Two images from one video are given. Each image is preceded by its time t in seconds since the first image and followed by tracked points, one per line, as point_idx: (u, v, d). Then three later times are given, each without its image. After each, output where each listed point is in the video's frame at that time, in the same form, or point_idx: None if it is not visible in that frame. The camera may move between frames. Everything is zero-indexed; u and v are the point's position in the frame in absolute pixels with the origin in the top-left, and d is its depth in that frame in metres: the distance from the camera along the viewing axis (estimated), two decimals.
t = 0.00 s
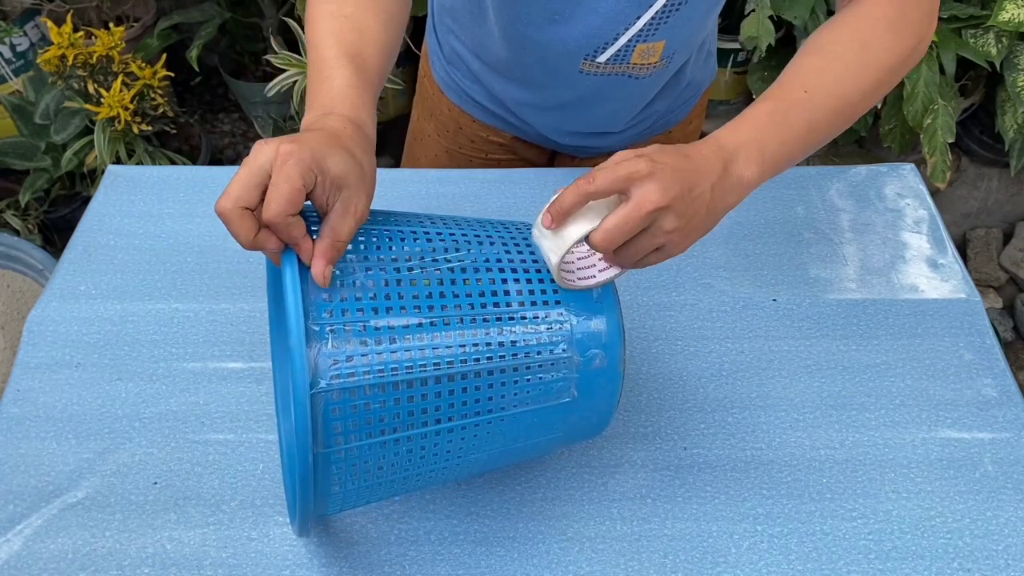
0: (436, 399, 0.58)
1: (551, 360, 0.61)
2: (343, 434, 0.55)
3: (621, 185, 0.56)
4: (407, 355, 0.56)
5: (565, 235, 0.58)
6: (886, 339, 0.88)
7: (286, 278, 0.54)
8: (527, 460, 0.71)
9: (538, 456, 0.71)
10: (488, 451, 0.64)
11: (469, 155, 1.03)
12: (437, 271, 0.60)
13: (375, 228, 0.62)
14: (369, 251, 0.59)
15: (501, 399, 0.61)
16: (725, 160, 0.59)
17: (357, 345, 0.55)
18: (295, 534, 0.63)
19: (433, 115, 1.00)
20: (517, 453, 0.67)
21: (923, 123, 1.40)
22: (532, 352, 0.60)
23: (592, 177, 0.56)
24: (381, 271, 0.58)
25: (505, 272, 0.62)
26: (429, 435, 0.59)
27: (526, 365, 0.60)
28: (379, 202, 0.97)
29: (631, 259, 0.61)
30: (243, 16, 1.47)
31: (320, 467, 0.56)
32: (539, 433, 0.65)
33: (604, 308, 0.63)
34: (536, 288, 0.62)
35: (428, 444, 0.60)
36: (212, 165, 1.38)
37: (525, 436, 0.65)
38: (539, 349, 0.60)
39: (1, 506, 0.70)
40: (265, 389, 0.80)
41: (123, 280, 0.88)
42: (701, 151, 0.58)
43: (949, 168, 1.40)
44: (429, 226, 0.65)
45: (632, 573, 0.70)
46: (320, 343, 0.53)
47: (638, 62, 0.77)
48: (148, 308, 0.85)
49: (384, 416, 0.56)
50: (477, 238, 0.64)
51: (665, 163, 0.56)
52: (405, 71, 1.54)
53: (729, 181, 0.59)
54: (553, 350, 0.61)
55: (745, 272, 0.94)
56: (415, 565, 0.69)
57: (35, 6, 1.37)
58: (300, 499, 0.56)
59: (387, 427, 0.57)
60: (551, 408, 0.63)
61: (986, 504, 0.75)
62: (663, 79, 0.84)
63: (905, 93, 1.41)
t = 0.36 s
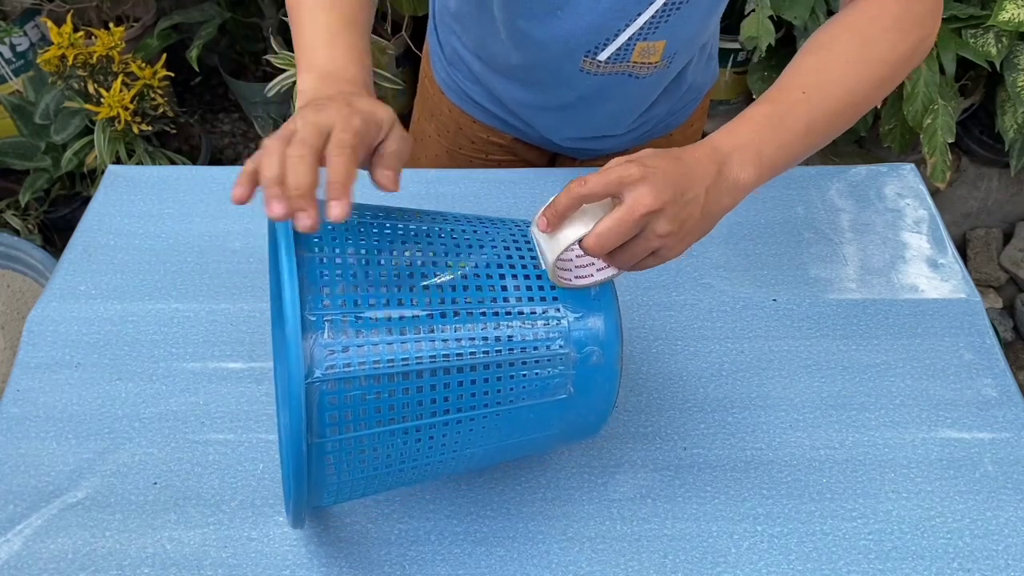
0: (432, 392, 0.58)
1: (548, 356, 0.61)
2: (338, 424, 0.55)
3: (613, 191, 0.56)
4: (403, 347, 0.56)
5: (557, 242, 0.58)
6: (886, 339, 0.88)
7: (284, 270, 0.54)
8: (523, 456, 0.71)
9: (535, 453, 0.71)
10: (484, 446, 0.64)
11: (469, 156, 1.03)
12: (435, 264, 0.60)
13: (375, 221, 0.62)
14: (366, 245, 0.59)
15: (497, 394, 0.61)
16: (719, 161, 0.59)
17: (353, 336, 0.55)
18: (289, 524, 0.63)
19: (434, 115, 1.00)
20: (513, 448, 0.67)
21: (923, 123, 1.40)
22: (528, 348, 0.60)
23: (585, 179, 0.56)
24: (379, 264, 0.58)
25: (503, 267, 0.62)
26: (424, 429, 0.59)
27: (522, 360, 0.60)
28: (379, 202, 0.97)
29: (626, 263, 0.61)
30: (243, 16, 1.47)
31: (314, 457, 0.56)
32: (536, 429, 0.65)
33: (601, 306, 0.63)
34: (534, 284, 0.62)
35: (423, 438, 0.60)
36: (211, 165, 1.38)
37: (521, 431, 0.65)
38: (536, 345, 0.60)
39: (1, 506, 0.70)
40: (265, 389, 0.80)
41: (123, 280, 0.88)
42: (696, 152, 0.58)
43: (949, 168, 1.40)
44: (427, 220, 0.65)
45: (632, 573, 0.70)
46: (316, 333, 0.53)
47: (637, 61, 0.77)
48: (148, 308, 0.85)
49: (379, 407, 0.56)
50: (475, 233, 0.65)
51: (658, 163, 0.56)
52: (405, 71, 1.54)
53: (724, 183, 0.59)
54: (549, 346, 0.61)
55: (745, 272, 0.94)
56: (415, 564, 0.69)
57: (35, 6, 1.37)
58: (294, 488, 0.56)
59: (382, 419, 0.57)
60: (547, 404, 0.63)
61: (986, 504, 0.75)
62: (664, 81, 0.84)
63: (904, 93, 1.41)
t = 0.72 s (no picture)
0: (429, 389, 0.58)
1: (545, 351, 0.61)
2: (336, 421, 0.55)
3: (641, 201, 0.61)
4: (400, 344, 0.56)
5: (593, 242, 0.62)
6: (886, 339, 0.88)
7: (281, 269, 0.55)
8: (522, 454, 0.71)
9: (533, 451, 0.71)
10: (483, 444, 0.64)
11: (466, 156, 1.03)
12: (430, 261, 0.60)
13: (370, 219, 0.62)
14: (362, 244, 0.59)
15: (496, 391, 0.61)
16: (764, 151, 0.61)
17: (349, 333, 0.55)
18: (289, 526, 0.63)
19: (430, 115, 1.00)
20: (511, 445, 0.67)
21: (923, 123, 1.40)
22: (526, 344, 0.60)
23: (623, 196, 0.62)
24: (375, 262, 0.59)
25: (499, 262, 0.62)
26: (423, 426, 0.59)
27: (520, 356, 0.60)
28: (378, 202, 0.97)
29: (687, 249, 0.68)
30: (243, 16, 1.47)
31: (311, 455, 0.56)
32: (534, 425, 0.65)
33: (597, 302, 0.63)
34: (530, 279, 0.62)
35: (421, 435, 0.60)
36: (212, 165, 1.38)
37: (520, 428, 0.64)
38: (533, 340, 0.60)
39: (1, 506, 0.70)
40: (265, 388, 0.80)
41: (123, 280, 0.88)
42: (743, 142, 0.61)
43: (949, 168, 1.40)
44: (422, 221, 0.65)
45: (632, 573, 0.70)
46: (312, 331, 0.54)
47: (626, 54, 0.76)
48: (148, 308, 0.85)
49: (376, 405, 0.56)
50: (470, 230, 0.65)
51: (689, 173, 0.61)
52: (405, 71, 1.54)
53: (768, 170, 0.62)
54: (547, 341, 0.61)
55: (745, 272, 0.94)
56: (415, 565, 0.69)
57: (35, 6, 1.37)
58: (293, 486, 0.56)
59: (380, 417, 0.57)
60: (544, 400, 0.63)
61: (986, 504, 0.75)
62: (657, 79, 0.83)
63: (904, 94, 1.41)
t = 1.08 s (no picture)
0: (430, 385, 0.58)
1: (545, 348, 0.61)
2: (336, 417, 0.55)
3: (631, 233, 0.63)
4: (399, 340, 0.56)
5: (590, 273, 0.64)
6: (886, 339, 0.88)
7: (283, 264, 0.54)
8: (522, 451, 0.71)
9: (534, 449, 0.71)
10: (482, 441, 0.64)
11: (465, 154, 1.02)
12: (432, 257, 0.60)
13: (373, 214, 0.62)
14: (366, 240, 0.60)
15: (496, 388, 0.61)
16: (744, 171, 0.61)
17: (350, 328, 0.55)
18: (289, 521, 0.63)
19: (429, 114, 1.00)
20: (511, 443, 0.67)
21: (923, 123, 1.40)
22: (526, 342, 0.60)
23: (611, 228, 0.63)
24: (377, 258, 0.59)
25: (500, 259, 0.62)
26: (423, 423, 0.59)
27: (520, 354, 0.60)
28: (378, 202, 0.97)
29: (683, 277, 0.68)
30: (243, 16, 1.47)
31: (311, 451, 0.56)
32: (534, 422, 0.65)
33: (598, 300, 0.63)
34: (531, 276, 0.62)
35: (421, 431, 0.60)
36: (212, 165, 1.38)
37: (520, 425, 0.65)
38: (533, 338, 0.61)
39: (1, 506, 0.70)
40: (265, 388, 0.80)
41: (123, 280, 0.88)
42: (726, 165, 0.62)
43: (949, 168, 1.40)
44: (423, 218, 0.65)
45: (632, 573, 0.70)
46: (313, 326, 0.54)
47: (622, 55, 0.76)
48: (148, 308, 0.85)
49: (377, 400, 0.56)
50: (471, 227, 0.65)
51: (671, 200, 0.62)
52: (405, 71, 1.54)
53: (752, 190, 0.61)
54: (547, 338, 0.61)
55: (745, 273, 0.94)
56: (415, 564, 0.69)
57: (35, 6, 1.37)
58: (293, 482, 0.56)
59: (380, 413, 0.57)
60: (544, 397, 0.63)
61: (986, 504, 0.75)
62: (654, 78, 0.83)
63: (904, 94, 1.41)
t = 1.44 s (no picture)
0: (425, 386, 0.58)
1: (541, 350, 0.61)
2: (331, 418, 0.56)
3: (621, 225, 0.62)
4: (395, 342, 0.56)
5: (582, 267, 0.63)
6: (886, 339, 0.88)
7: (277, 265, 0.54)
8: (518, 451, 0.70)
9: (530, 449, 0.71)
10: (478, 442, 0.64)
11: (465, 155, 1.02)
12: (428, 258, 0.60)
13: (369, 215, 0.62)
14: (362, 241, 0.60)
15: (491, 389, 0.61)
16: (731, 152, 0.59)
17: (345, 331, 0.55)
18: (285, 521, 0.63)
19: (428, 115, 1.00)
20: (507, 444, 0.67)
21: (923, 123, 1.40)
22: (521, 344, 0.60)
23: (599, 221, 0.62)
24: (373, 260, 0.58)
25: (497, 263, 0.63)
26: (419, 424, 0.60)
27: (516, 355, 0.60)
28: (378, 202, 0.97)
29: (679, 262, 0.67)
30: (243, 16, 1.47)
31: (307, 451, 0.56)
32: (530, 423, 0.65)
33: (595, 302, 0.63)
34: (527, 279, 0.62)
35: (416, 432, 0.60)
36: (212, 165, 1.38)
37: (516, 426, 0.65)
38: (530, 340, 0.60)
39: (1, 506, 0.70)
40: (265, 389, 0.80)
41: (124, 280, 0.88)
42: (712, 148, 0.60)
43: (949, 168, 1.40)
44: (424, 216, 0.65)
45: (632, 573, 0.70)
46: (308, 328, 0.54)
47: (627, 47, 0.76)
48: (148, 308, 0.85)
49: (371, 402, 0.56)
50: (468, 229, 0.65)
51: (658, 188, 0.61)
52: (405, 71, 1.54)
53: (738, 176, 0.60)
54: (543, 340, 0.61)
55: (745, 272, 0.94)
56: (415, 564, 0.69)
57: (35, 6, 1.37)
58: (288, 483, 0.56)
59: (375, 414, 0.57)
60: (540, 399, 0.63)
61: (985, 504, 0.75)
62: (656, 75, 0.83)
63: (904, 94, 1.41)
